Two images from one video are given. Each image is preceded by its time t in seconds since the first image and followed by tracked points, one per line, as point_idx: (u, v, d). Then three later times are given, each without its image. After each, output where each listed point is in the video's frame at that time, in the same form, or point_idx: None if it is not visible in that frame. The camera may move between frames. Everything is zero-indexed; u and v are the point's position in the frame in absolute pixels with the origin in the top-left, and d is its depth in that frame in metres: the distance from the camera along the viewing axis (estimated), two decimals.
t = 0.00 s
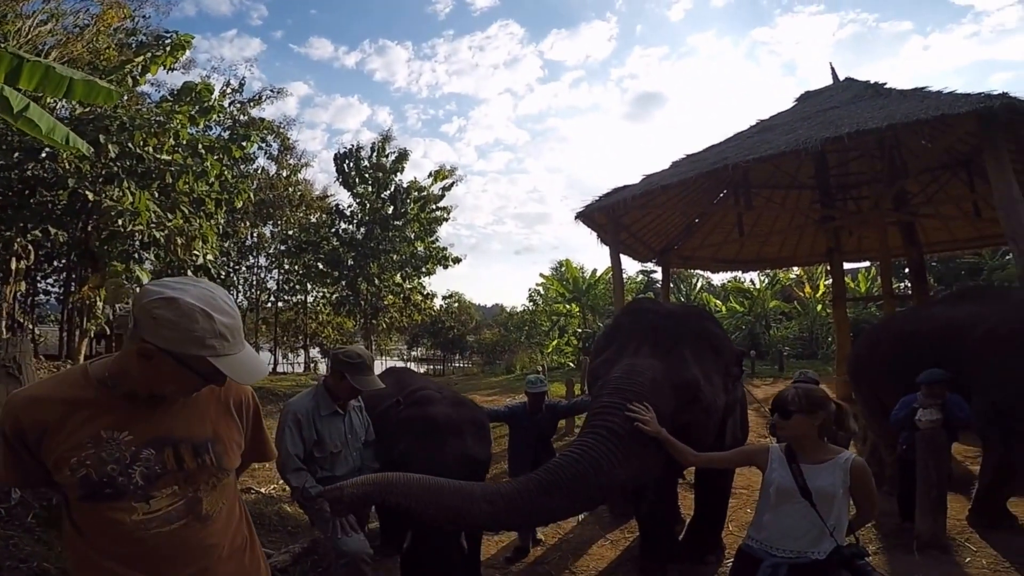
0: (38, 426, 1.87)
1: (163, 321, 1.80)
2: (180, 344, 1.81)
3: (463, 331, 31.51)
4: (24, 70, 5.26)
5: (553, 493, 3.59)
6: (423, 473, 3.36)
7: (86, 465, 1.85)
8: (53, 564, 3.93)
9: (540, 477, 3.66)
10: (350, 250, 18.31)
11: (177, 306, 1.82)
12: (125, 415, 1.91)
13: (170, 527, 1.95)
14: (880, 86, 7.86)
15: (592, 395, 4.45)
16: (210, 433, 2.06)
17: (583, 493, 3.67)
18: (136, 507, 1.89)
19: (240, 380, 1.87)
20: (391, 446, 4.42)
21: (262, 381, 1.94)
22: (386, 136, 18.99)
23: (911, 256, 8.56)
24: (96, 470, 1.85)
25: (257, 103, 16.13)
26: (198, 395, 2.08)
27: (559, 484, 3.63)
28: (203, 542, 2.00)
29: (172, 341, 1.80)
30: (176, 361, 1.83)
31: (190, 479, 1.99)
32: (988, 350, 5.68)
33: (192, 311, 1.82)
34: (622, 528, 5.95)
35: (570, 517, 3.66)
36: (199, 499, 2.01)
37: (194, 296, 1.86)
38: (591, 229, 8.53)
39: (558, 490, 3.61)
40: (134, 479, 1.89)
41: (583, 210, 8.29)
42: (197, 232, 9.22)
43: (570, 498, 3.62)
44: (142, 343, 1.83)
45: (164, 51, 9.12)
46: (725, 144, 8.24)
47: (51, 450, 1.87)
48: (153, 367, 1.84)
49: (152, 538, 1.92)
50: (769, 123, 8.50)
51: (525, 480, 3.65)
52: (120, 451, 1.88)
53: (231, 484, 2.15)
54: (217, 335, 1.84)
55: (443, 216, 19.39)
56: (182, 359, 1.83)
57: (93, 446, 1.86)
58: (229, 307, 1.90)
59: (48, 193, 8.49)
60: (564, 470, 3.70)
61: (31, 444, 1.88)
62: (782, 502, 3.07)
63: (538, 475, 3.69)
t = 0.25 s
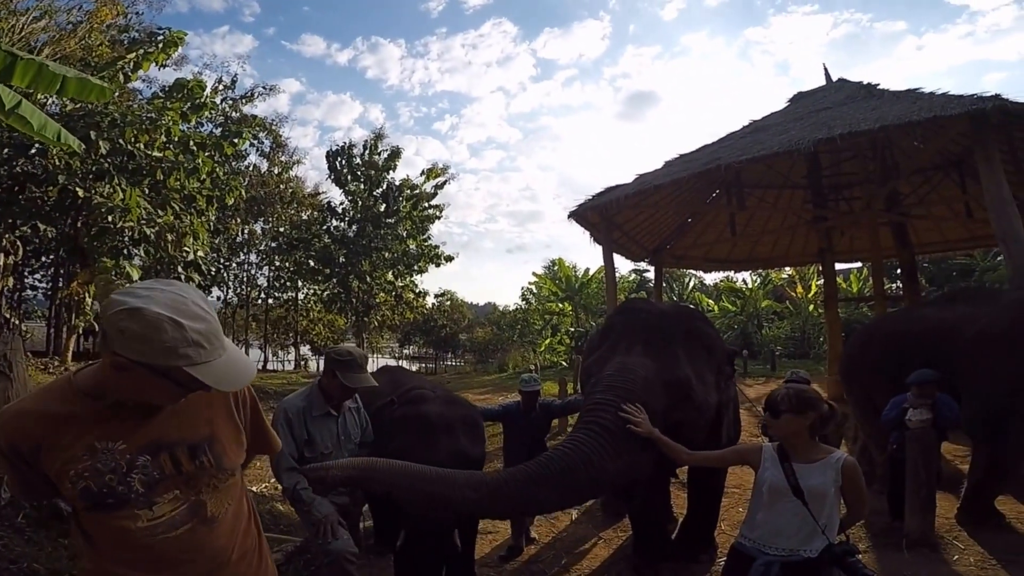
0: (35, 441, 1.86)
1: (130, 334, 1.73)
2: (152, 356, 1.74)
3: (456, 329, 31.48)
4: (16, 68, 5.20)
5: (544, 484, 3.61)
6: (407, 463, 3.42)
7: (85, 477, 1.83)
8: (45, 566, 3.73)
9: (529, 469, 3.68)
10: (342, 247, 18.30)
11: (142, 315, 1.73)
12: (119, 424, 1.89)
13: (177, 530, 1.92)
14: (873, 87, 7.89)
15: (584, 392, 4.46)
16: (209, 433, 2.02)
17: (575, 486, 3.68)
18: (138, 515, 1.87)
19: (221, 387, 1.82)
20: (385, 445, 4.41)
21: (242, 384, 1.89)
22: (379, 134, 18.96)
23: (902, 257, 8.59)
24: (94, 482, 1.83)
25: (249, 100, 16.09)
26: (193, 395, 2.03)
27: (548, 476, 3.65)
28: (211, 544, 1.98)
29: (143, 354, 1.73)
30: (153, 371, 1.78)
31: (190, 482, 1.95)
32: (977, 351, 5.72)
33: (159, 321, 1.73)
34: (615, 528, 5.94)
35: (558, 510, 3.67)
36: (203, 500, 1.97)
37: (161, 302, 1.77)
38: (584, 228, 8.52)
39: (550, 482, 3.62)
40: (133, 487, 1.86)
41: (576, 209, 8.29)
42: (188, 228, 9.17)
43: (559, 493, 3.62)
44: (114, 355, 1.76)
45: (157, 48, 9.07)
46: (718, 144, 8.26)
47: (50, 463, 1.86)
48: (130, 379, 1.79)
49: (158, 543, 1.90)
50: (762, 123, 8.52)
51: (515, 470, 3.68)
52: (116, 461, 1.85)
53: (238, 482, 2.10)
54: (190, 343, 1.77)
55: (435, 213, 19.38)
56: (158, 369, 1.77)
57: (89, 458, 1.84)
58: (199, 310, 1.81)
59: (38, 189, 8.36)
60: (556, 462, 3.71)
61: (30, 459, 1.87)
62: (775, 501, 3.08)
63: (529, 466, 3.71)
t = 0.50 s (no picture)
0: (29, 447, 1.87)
1: (99, 353, 1.65)
2: (124, 375, 1.67)
3: (451, 325, 31.47)
4: (11, 67, 5.17)
5: (531, 476, 3.64)
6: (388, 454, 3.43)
7: (76, 484, 1.83)
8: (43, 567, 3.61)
9: (518, 461, 3.70)
10: (337, 244, 18.29)
11: (109, 333, 1.64)
12: (108, 431, 1.88)
13: (169, 536, 1.90)
14: (869, 87, 7.91)
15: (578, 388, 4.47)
16: (199, 436, 1.97)
17: (563, 480, 3.70)
18: (128, 522, 1.86)
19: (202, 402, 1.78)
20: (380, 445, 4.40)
21: (223, 393, 1.84)
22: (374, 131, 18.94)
23: (898, 257, 8.61)
24: (85, 489, 1.83)
25: (244, 98, 16.06)
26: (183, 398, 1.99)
27: (536, 468, 3.67)
28: (203, 548, 1.95)
29: (114, 373, 1.66)
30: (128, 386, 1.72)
31: (179, 487, 1.92)
32: (972, 352, 5.73)
33: (127, 340, 1.65)
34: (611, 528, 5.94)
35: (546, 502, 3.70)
36: (193, 505, 1.94)
37: (129, 318, 1.68)
38: (580, 226, 8.51)
39: (537, 474, 3.65)
40: (123, 494, 1.84)
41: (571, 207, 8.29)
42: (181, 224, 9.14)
43: (547, 488, 3.65)
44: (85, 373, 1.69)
45: (151, 46, 9.05)
46: (713, 143, 8.26)
47: (44, 469, 1.86)
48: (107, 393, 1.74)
49: (150, 549, 1.89)
50: (759, 122, 8.53)
51: (505, 461, 3.70)
52: (104, 468, 1.84)
53: (232, 484, 2.06)
54: (163, 360, 1.70)
55: (430, 210, 19.37)
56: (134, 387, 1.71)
57: (79, 466, 1.84)
58: (171, 322, 1.73)
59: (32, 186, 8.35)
60: (544, 456, 3.74)
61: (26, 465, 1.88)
62: (769, 500, 3.09)
63: (518, 458, 3.73)
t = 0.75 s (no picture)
0: (20, 452, 1.82)
1: (122, 375, 1.62)
2: (145, 398, 1.64)
3: (450, 324, 31.47)
4: (10, 66, 5.18)
5: (529, 474, 3.64)
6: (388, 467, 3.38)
7: (73, 490, 1.81)
8: (41, 568, 3.60)
9: (516, 460, 3.70)
10: (335, 242, 18.31)
11: (133, 357, 1.61)
12: (106, 435, 1.84)
13: (167, 536, 1.92)
14: (868, 86, 7.92)
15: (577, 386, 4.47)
16: (196, 438, 1.96)
17: (561, 480, 3.70)
18: (127, 525, 1.86)
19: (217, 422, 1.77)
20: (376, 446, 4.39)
21: (238, 414, 1.83)
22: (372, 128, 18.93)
23: (896, 256, 8.62)
24: (82, 495, 1.81)
25: (241, 95, 16.05)
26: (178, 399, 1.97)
27: (535, 467, 3.68)
28: (197, 547, 1.98)
29: (136, 396, 1.64)
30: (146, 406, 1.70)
31: (177, 489, 1.92)
32: (970, 352, 5.73)
33: (154, 365, 1.62)
34: (610, 528, 5.94)
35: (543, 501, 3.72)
36: (190, 505, 1.95)
37: (155, 342, 1.65)
38: (579, 224, 8.51)
39: (535, 474, 3.65)
40: (122, 498, 1.84)
41: (570, 205, 8.29)
42: (179, 222, 9.13)
43: (545, 487, 3.65)
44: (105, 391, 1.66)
45: (149, 43, 9.05)
46: (712, 142, 8.27)
47: (34, 475, 1.82)
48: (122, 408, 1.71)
49: (148, 550, 1.90)
50: (757, 122, 8.54)
51: (505, 460, 3.70)
52: (103, 474, 1.82)
53: (223, 481, 2.08)
54: (186, 385, 1.68)
55: (429, 208, 19.37)
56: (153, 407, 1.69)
57: (76, 471, 1.81)
58: (196, 345, 1.71)
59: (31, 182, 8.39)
60: (543, 455, 3.74)
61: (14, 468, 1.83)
62: (767, 498, 3.09)
63: (517, 457, 3.73)
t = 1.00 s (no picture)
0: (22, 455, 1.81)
1: (132, 378, 1.62)
2: (155, 401, 1.64)
3: (451, 323, 31.43)
4: (10, 63, 5.19)
5: (532, 476, 3.64)
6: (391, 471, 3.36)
7: (75, 490, 1.81)
8: (43, 568, 3.59)
9: (519, 462, 3.70)
10: (336, 241, 18.32)
11: (144, 360, 1.61)
12: (107, 437, 1.84)
13: (169, 537, 1.92)
14: (870, 85, 7.90)
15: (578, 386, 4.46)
16: (198, 439, 1.97)
17: (563, 481, 3.70)
18: (129, 525, 1.86)
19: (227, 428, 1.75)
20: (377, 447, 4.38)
21: (247, 419, 1.82)
22: (373, 127, 18.92)
23: (899, 256, 8.59)
24: (84, 495, 1.81)
25: (242, 93, 16.05)
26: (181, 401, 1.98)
27: (540, 470, 3.67)
28: (200, 547, 1.98)
29: (145, 400, 1.63)
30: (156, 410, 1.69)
31: (179, 489, 1.93)
32: (972, 351, 5.72)
33: (164, 368, 1.62)
34: (612, 527, 5.93)
35: (547, 503, 3.71)
36: (192, 505, 1.96)
37: (166, 346, 1.65)
38: (580, 223, 8.50)
39: (537, 476, 3.65)
40: (124, 498, 1.84)
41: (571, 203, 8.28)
42: (180, 221, 9.12)
43: (548, 489, 3.65)
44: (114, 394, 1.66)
45: (149, 40, 9.05)
46: (714, 141, 8.25)
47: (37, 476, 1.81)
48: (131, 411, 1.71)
49: (150, 550, 1.90)
50: (760, 120, 8.52)
51: (508, 463, 3.70)
52: (105, 475, 1.82)
53: (224, 481, 2.09)
54: (195, 389, 1.67)
55: (430, 207, 19.36)
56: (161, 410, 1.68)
57: (78, 472, 1.81)
58: (206, 349, 1.71)
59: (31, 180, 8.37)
60: (545, 457, 3.74)
61: (15, 470, 1.82)
62: (760, 497, 3.09)
63: (519, 459, 3.73)
